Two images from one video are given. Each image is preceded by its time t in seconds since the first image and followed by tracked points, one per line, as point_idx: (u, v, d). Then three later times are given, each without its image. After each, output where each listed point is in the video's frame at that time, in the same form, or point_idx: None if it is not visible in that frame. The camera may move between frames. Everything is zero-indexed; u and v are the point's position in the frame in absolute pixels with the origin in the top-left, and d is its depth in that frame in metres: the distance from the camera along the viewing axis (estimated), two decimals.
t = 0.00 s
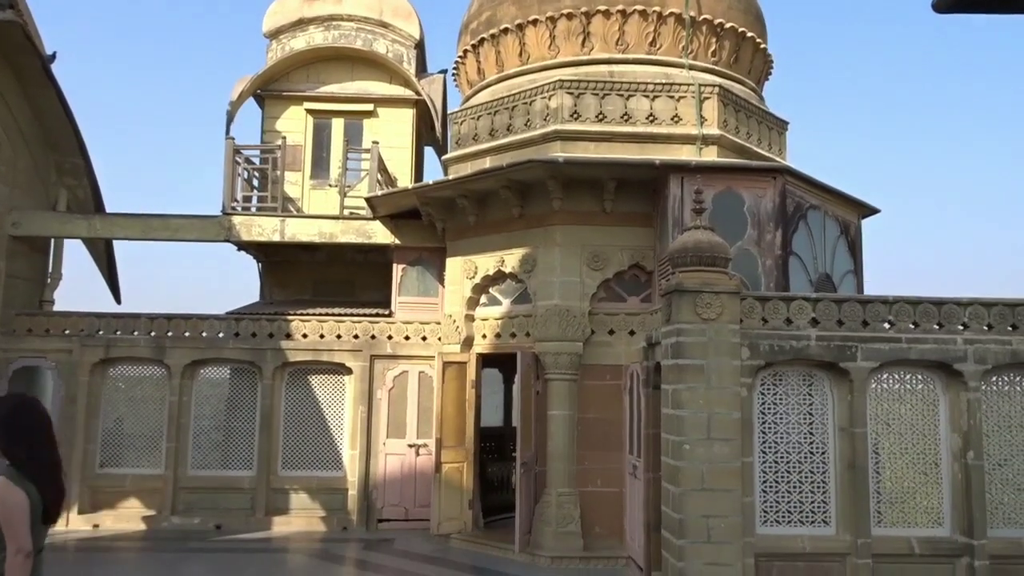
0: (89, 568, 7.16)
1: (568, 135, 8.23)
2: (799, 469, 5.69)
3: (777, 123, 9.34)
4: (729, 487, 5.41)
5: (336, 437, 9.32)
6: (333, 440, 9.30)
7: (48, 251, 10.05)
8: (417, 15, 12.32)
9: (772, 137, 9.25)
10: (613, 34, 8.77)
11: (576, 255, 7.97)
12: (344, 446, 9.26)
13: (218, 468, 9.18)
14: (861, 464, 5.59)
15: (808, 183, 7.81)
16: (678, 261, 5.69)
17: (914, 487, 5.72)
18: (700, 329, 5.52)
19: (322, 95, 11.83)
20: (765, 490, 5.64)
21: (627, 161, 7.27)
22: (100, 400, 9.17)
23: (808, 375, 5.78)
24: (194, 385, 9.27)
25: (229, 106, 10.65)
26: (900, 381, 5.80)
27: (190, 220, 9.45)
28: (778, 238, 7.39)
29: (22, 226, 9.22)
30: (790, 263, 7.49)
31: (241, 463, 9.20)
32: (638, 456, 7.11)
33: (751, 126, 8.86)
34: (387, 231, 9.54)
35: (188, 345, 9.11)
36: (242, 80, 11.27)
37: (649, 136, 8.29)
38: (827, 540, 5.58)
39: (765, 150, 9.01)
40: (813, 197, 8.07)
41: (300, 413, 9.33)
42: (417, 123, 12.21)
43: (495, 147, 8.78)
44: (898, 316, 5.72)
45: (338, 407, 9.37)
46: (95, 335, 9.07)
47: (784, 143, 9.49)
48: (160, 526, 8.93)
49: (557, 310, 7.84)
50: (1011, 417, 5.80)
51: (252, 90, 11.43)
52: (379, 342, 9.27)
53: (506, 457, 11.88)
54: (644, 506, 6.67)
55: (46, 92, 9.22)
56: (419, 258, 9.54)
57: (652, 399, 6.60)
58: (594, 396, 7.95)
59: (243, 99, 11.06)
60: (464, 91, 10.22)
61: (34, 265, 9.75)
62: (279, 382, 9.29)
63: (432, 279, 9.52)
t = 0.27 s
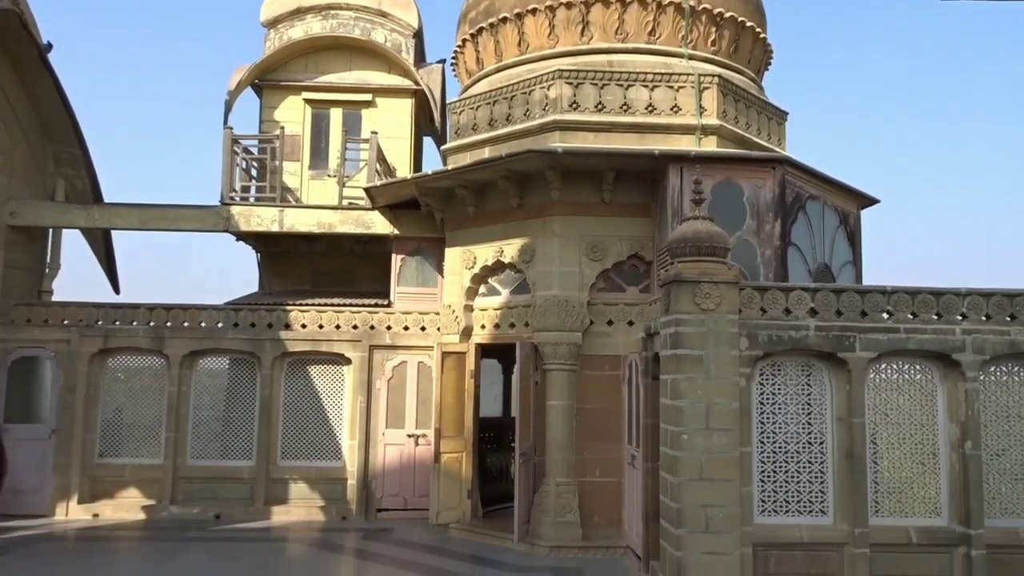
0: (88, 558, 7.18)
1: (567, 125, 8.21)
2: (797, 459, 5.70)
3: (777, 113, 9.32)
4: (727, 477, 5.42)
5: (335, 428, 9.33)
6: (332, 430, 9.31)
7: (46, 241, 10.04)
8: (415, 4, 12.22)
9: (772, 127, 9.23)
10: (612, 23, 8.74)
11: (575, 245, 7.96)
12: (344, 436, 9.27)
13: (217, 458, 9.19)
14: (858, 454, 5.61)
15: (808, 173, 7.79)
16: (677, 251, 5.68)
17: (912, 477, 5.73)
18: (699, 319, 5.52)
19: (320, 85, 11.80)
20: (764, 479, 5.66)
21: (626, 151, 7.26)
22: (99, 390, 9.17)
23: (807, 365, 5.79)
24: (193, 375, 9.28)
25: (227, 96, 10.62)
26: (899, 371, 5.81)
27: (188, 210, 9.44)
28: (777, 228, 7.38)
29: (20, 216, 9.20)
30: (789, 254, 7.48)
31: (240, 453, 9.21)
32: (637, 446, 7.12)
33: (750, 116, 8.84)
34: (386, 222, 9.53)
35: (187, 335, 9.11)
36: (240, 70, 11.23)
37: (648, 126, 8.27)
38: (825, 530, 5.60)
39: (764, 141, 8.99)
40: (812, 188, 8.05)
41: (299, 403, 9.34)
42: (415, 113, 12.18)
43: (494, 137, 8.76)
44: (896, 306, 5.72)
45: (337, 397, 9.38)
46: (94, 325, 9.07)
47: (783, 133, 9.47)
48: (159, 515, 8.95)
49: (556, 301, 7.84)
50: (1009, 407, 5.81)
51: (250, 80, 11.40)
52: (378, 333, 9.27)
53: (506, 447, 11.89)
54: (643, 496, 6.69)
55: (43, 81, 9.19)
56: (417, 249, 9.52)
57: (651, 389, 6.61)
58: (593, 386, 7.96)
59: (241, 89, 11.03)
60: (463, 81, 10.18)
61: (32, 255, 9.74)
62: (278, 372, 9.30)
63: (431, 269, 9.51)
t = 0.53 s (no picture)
0: (86, 543, 7.19)
1: (565, 111, 8.18)
2: (794, 445, 5.72)
3: (775, 100, 9.29)
4: (724, 463, 5.44)
5: (333, 415, 9.34)
6: (330, 417, 9.32)
7: (43, 227, 10.01)
8: None
9: (770, 114, 9.21)
10: (611, 9, 8.69)
11: (573, 232, 7.95)
12: (341, 423, 9.29)
13: (215, 444, 9.21)
14: (855, 441, 5.63)
15: (806, 160, 7.78)
16: (675, 239, 5.68)
17: (908, 464, 5.76)
18: (697, 307, 5.52)
19: (317, 71, 11.74)
20: (760, 466, 5.68)
21: (624, 137, 7.23)
22: (97, 376, 9.17)
23: (804, 352, 5.80)
24: (190, 362, 9.28)
25: (224, 82, 10.56)
26: (896, 358, 5.82)
27: (185, 197, 9.41)
28: (775, 215, 7.37)
29: (16, 202, 9.17)
30: (786, 241, 7.48)
31: (238, 440, 9.23)
32: (634, 433, 7.14)
33: (749, 103, 8.81)
34: (384, 209, 9.50)
35: (184, 322, 9.10)
36: (237, 56, 11.16)
37: (646, 113, 8.24)
38: (821, 516, 5.62)
39: (762, 128, 8.97)
40: (810, 175, 8.04)
41: (297, 390, 9.35)
42: (413, 100, 12.14)
43: (492, 124, 8.72)
44: (894, 293, 5.73)
45: (335, 385, 9.38)
46: (91, 312, 9.05)
47: (782, 120, 9.45)
48: (157, 501, 8.97)
49: (553, 288, 7.83)
50: (1005, 394, 5.82)
51: (247, 66, 11.34)
52: (376, 320, 9.27)
53: (503, 434, 11.92)
54: (639, 482, 6.72)
55: (38, 66, 9.13)
56: (415, 236, 9.50)
57: (648, 376, 6.63)
58: (590, 373, 7.96)
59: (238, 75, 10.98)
60: (460, 67, 10.14)
61: (29, 242, 9.72)
62: (276, 359, 9.30)
63: (429, 257, 9.49)
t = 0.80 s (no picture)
0: (84, 530, 7.20)
1: (563, 98, 8.15)
2: (790, 433, 5.74)
3: (774, 88, 9.26)
4: (720, 451, 5.45)
5: (330, 402, 9.34)
6: (327, 405, 9.33)
7: (39, 214, 9.97)
8: None
9: (769, 102, 9.18)
10: None
11: (571, 220, 7.94)
12: (339, 410, 9.30)
13: (213, 431, 9.22)
14: (851, 428, 5.64)
15: (804, 148, 7.76)
16: (673, 227, 5.67)
17: (903, 452, 5.78)
18: (694, 295, 5.52)
19: (314, 57, 11.68)
20: (756, 453, 5.70)
21: (622, 125, 7.21)
22: (94, 363, 9.16)
23: (800, 341, 5.80)
24: (187, 349, 9.27)
25: (220, 68, 10.50)
26: (892, 347, 5.83)
27: (181, 184, 9.37)
28: (772, 204, 7.36)
29: (12, 189, 9.13)
30: (784, 229, 7.48)
31: (235, 427, 9.24)
32: (631, 421, 7.16)
33: (747, 90, 8.79)
34: (381, 196, 9.47)
35: (181, 309, 9.09)
36: (233, 42, 11.10)
37: (644, 100, 8.22)
38: (816, 503, 5.65)
39: (761, 116, 8.95)
40: (808, 163, 8.03)
41: (294, 378, 9.35)
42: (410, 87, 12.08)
43: (489, 111, 8.69)
44: (891, 281, 5.73)
45: (332, 372, 9.39)
46: (88, 299, 9.04)
47: (780, 108, 9.42)
48: (155, 488, 8.99)
49: (551, 276, 7.83)
50: (1001, 382, 5.84)
51: (243, 52, 11.27)
52: (373, 307, 9.26)
53: (500, 421, 11.95)
54: (636, 469, 6.75)
55: (33, 52, 9.07)
56: (412, 223, 9.48)
57: (645, 364, 6.64)
58: (587, 361, 7.97)
59: (234, 61, 10.92)
60: (458, 54, 10.09)
61: (25, 229, 9.68)
62: (273, 346, 9.30)
63: (426, 244, 9.48)
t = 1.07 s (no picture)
0: (80, 517, 7.21)
1: (560, 88, 8.12)
2: (784, 423, 5.76)
3: (771, 78, 9.25)
4: (715, 440, 5.47)
5: (326, 392, 9.34)
6: (323, 394, 9.33)
7: (33, 202, 9.93)
8: None
9: (766, 92, 9.17)
10: None
11: (567, 210, 7.93)
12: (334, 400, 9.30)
13: (209, 420, 9.22)
14: (845, 419, 5.66)
15: (801, 139, 7.76)
16: (669, 217, 5.67)
17: (897, 442, 5.80)
18: (690, 285, 5.52)
19: (309, 45, 11.62)
20: (751, 443, 5.71)
21: (619, 114, 7.19)
22: (89, 352, 9.15)
23: (796, 331, 5.81)
24: (183, 338, 9.26)
25: (215, 55, 10.45)
26: (887, 337, 5.84)
27: (176, 172, 9.34)
28: (769, 194, 7.36)
29: (6, 177, 9.09)
30: (780, 220, 7.48)
31: (231, 416, 9.24)
32: (626, 410, 7.18)
33: (744, 81, 8.77)
34: (377, 185, 9.45)
35: (176, 298, 9.07)
36: (228, 29, 11.04)
37: (641, 90, 8.19)
38: (810, 493, 5.67)
39: (758, 106, 8.94)
40: (804, 154, 8.03)
41: (290, 367, 9.34)
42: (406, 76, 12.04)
43: (486, 100, 8.66)
44: (886, 272, 5.74)
45: (328, 362, 9.38)
46: (82, 288, 9.01)
47: (777, 98, 9.40)
48: (151, 477, 8.99)
49: (547, 265, 7.83)
50: (995, 373, 5.86)
51: (239, 39, 11.22)
52: (369, 297, 9.25)
53: (496, 411, 11.97)
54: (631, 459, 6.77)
55: (26, 38, 9.01)
56: (408, 213, 9.46)
57: (640, 354, 6.65)
58: (583, 351, 7.98)
59: (230, 49, 10.86)
60: (454, 43, 10.05)
61: (19, 217, 9.64)
62: (269, 336, 9.29)
63: (422, 234, 9.46)
